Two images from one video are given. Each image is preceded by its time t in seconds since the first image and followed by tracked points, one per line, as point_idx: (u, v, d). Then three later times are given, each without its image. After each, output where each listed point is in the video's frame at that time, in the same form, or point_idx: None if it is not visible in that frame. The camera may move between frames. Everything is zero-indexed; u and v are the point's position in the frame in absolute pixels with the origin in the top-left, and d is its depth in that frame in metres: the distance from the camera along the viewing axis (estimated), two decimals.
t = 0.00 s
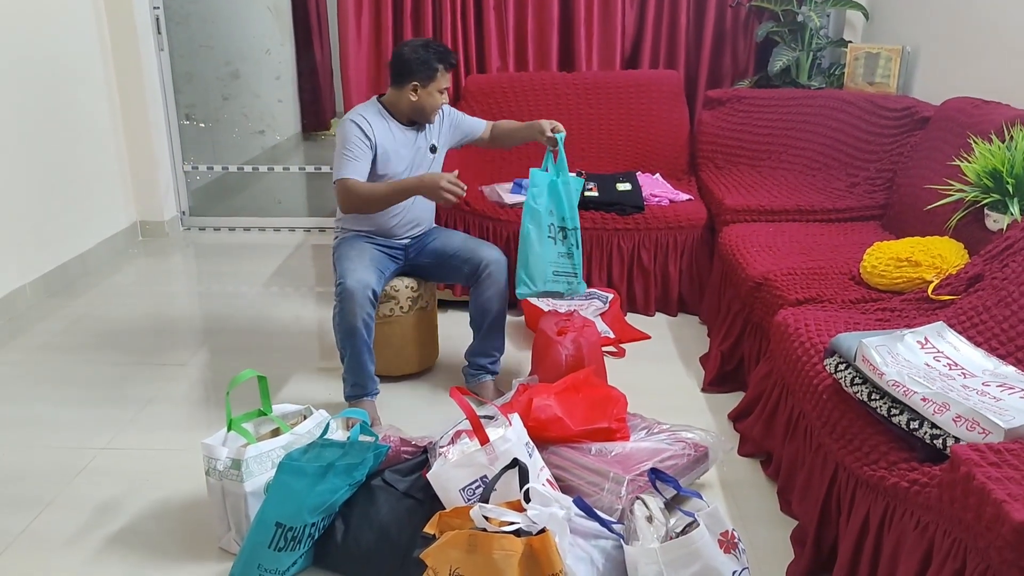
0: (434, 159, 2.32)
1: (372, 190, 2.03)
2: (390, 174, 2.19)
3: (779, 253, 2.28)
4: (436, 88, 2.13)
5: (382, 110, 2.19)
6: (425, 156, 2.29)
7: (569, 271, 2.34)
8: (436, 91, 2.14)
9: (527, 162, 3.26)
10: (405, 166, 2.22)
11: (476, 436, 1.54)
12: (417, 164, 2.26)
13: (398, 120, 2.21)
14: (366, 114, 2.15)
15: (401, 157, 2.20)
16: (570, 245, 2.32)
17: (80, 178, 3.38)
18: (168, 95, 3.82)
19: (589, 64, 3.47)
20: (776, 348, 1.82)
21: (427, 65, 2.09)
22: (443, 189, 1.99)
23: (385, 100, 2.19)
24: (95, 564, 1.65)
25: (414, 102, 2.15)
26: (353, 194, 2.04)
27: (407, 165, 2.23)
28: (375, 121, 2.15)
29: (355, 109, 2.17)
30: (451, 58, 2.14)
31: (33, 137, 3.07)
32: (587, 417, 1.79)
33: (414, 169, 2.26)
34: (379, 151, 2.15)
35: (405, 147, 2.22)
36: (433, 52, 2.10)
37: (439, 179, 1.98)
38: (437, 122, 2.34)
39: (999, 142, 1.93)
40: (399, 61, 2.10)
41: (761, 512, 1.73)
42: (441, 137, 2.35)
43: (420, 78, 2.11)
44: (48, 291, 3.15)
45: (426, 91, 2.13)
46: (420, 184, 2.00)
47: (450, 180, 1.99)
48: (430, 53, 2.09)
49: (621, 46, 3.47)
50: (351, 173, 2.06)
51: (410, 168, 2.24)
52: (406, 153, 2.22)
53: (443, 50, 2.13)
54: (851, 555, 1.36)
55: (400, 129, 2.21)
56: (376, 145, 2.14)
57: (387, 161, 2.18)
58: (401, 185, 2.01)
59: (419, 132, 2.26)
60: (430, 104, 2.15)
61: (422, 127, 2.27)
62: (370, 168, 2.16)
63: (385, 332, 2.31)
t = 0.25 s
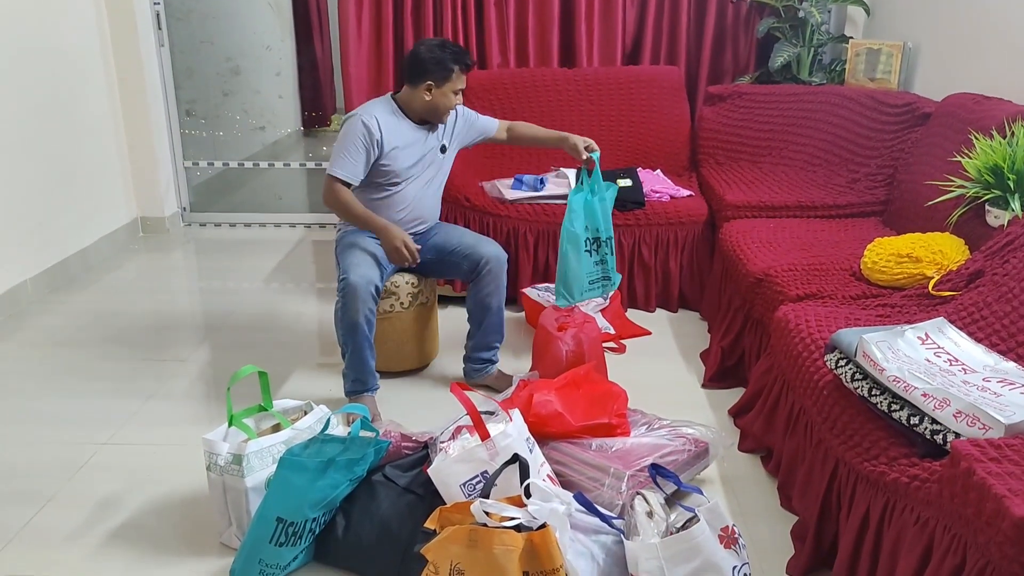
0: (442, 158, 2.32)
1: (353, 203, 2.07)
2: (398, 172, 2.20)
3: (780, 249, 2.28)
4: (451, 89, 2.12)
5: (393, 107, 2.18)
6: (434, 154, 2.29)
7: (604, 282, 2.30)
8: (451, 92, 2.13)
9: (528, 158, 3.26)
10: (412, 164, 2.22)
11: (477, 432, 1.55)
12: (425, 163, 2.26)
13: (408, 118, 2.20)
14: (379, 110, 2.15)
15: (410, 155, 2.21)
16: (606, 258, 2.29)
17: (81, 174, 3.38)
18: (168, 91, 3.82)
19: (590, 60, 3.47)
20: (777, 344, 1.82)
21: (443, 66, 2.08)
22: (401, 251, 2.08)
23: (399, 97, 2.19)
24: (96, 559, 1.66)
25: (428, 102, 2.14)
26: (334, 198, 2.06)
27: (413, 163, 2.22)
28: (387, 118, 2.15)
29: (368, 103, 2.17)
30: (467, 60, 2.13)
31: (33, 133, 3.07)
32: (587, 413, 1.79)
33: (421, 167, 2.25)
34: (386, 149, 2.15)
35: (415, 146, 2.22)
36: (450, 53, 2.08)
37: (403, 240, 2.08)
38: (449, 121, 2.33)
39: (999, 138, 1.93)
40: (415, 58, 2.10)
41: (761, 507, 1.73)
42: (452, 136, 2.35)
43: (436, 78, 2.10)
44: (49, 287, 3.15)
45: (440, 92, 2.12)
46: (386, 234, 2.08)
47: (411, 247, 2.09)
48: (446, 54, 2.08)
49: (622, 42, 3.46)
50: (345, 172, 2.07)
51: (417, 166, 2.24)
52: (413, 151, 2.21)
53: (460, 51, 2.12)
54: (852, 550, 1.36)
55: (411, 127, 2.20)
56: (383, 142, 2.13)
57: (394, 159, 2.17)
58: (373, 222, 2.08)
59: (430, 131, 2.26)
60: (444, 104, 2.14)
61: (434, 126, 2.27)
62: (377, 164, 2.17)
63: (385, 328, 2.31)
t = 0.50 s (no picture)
0: (458, 165, 2.34)
1: (355, 198, 2.09)
2: (412, 173, 2.21)
3: (781, 247, 2.27)
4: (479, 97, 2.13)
5: (418, 107, 2.19)
6: (450, 159, 2.30)
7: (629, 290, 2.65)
8: (477, 99, 2.13)
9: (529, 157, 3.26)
10: (427, 167, 2.23)
11: (477, 430, 1.54)
12: (440, 167, 2.27)
13: (430, 120, 2.22)
14: (403, 109, 2.16)
15: (427, 158, 2.22)
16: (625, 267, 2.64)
17: (81, 173, 3.38)
18: (169, 90, 3.81)
19: (591, 59, 3.47)
20: (778, 342, 1.81)
21: (475, 74, 2.09)
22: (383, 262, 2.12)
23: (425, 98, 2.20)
24: (97, 558, 1.66)
25: (453, 107, 2.15)
26: (337, 187, 2.07)
27: (429, 166, 2.23)
28: (410, 119, 2.16)
29: (394, 100, 2.18)
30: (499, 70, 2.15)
31: (34, 132, 3.07)
32: (588, 412, 1.79)
33: (435, 171, 2.26)
34: (402, 147, 2.16)
35: (433, 150, 2.23)
36: (482, 61, 2.10)
37: (392, 250, 2.12)
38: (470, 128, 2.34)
39: (1001, 135, 1.93)
40: (447, 62, 2.11)
41: (762, 506, 1.73)
42: (471, 145, 2.36)
43: (462, 84, 2.11)
44: (50, 285, 3.15)
45: (467, 98, 2.13)
46: (376, 241, 2.11)
47: (397, 260, 2.12)
48: (479, 61, 2.09)
49: (623, 40, 3.46)
50: (356, 163, 2.08)
51: (432, 169, 2.25)
52: (430, 154, 2.22)
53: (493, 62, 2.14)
54: (853, 549, 1.36)
55: (431, 129, 2.21)
56: (401, 141, 2.14)
57: (409, 158, 2.19)
58: (366, 224, 2.11)
59: (450, 136, 2.27)
60: (469, 111, 2.15)
61: (455, 134, 2.28)
62: (392, 162, 2.18)
63: (386, 326, 2.31)
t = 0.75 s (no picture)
0: (473, 170, 2.38)
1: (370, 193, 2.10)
2: (428, 172, 2.23)
3: (785, 244, 2.27)
4: (490, 91, 2.12)
5: (441, 106, 2.22)
6: (466, 162, 2.33)
7: (641, 294, 2.74)
8: (489, 92, 2.13)
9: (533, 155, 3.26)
10: (444, 167, 2.25)
11: (480, 429, 1.54)
12: (455, 168, 2.30)
13: (451, 120, 2.24)
14: (428, 108, 2.18)
15: (445, 159, 2.25)
16: (635, 271, 2.72)
17: (85, 172, 3.38)
18: (173, 88, 3.81)
19: (594, 56, 3.47)
20: (781, 340, 1.81)
21: (485, 66, 2.11)
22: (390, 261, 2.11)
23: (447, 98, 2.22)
24: (101, 556, 1.66)
25: (467, 101, 2.16)
26: (353, 180, 2.08)
27: (446, 167, 2.26)
28: (434, 118, 2.18)
29: (419, 98, 2.21)
30: (517, 73, 2.16)
31: (37, 130, 3.07)
32: (591, 410, 1.79)
33: (451, 172, 2.29)
34: (423, 144, 2.18)
35: (452, 152, 2.26)
36: (497, 57, 2.12)
37: (400, 251, 2.11)
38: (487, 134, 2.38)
39: (1006, 132, 1.92)
40: (465, 60, 2.15)
41: (766, 504, 1.73)
42: (485, 151, 2.40)
43: (473, 77, 2.13)
44: (54, 283, 3.16)
45: (478, 90, 2.13)
46: (385, 239, 2.12)
47: (405, 261, 2.12)
48: (495, 59, 2.12)
49: (626, 37, 3.45)
50: (377, 155, 2.10)
51: (449, 171, 2.28)
52: (449, 156, 2.25)
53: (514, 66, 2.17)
54: (856, 547, 1.36)
55: (453, 131, 2.24)
56: (423, 137, 2.17)
57: (428, 156, 2.21)
58: (378, 220, 2.12)
59: (469, 138, 2.30)
60: (481, 104, 2.14)
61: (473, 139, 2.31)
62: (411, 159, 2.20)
63: (390, 324, 2.31)
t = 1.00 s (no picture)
0: (480, 168, 2.37)
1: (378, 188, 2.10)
2: (436, 167, 2.23)
3: (788, 240, 2.26)
4: (479, 69, 2.14)
5: (452, 101, 2.23)
6: (474, 159, 2.33)
7: (640, 289, 2.78)
8: (472, 76, 2.15)
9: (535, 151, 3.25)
10: (452, 162, 2.25)
11: (482, 425, 1.54)
12: (463, 165, 2.30)
13: (461, 117, 2.24)
14: (438, 103, 2.18)
15: (453, 155, 2.25)
16: (638, 267, 2.75)
17: (87, 167, 3.39)
18: (175, 84, 3.81)
19: (597, 52, 3.46)
20: (784, 336, 1.81)
21: (477, 50, 2.16)
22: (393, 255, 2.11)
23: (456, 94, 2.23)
24: (104, 551, 1.66)
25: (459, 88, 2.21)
26: (362, 173, 2.09)
27: (454, 163, 2.26)
28: (443, 114, 2.19)
29: (430, 93, 2.21)
30: (514, 60, 2.17)
31: (39, 126, 3.07)
32: (594, 406, 1.79)
33: (458, 168, 2.29)
34: (433, 139, 2.18)
35: (460, 148, 2.26)
36: (490, 42, 2.16)
37: (403, 246, 2.11)
38: (496, 133, 2.38)
39: (1011, 128, 1.91)
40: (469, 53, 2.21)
41: (768, 501, 1.73)
42: (494, 150, 2.40)
43: (468, 65, 2.19)
44: (56, 279, 3.16)
45: (467, 76, 2.18)
46: (388, 233, 2.12)
47: (406, 256, 2.12)
48: (490, 45, 2.16)
49: (629, 33, 3.45)
50: (387, 147, 2.10)
51: (456, 167, 2.28)
52: (457, 152, 2.25)
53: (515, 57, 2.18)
54: (859, 545, 1.36)
55: (461, 128, 2.24)
56: (432, 132, 2.17)
57: (437, 151, 2.21)
58: (382, 214, 2.11)
59: (477, 136, 2.30)
60: (464, 88, 2.17)
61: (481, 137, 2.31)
62: (419, 153, 2.20)
63: (392, 320, 2.31)
